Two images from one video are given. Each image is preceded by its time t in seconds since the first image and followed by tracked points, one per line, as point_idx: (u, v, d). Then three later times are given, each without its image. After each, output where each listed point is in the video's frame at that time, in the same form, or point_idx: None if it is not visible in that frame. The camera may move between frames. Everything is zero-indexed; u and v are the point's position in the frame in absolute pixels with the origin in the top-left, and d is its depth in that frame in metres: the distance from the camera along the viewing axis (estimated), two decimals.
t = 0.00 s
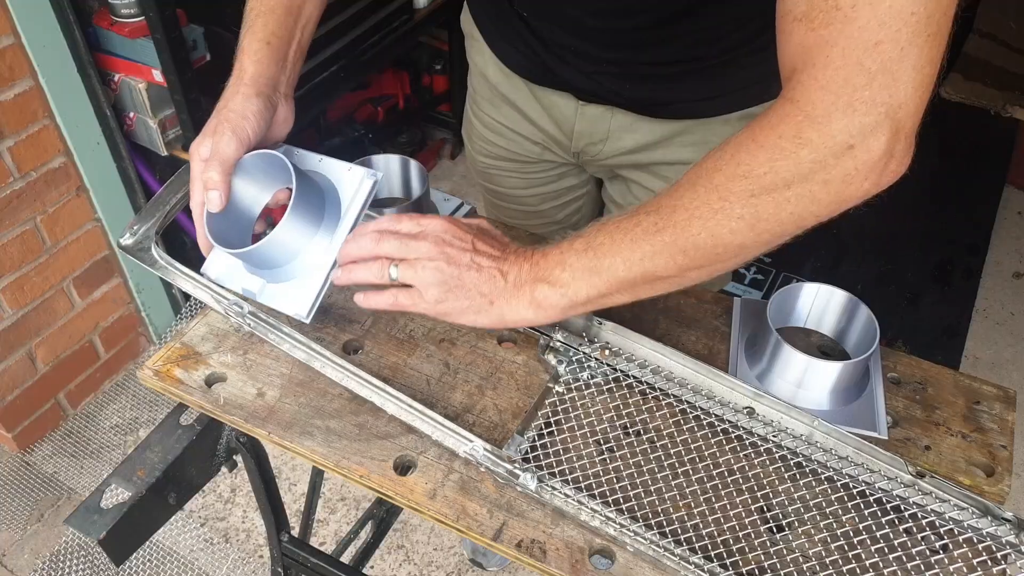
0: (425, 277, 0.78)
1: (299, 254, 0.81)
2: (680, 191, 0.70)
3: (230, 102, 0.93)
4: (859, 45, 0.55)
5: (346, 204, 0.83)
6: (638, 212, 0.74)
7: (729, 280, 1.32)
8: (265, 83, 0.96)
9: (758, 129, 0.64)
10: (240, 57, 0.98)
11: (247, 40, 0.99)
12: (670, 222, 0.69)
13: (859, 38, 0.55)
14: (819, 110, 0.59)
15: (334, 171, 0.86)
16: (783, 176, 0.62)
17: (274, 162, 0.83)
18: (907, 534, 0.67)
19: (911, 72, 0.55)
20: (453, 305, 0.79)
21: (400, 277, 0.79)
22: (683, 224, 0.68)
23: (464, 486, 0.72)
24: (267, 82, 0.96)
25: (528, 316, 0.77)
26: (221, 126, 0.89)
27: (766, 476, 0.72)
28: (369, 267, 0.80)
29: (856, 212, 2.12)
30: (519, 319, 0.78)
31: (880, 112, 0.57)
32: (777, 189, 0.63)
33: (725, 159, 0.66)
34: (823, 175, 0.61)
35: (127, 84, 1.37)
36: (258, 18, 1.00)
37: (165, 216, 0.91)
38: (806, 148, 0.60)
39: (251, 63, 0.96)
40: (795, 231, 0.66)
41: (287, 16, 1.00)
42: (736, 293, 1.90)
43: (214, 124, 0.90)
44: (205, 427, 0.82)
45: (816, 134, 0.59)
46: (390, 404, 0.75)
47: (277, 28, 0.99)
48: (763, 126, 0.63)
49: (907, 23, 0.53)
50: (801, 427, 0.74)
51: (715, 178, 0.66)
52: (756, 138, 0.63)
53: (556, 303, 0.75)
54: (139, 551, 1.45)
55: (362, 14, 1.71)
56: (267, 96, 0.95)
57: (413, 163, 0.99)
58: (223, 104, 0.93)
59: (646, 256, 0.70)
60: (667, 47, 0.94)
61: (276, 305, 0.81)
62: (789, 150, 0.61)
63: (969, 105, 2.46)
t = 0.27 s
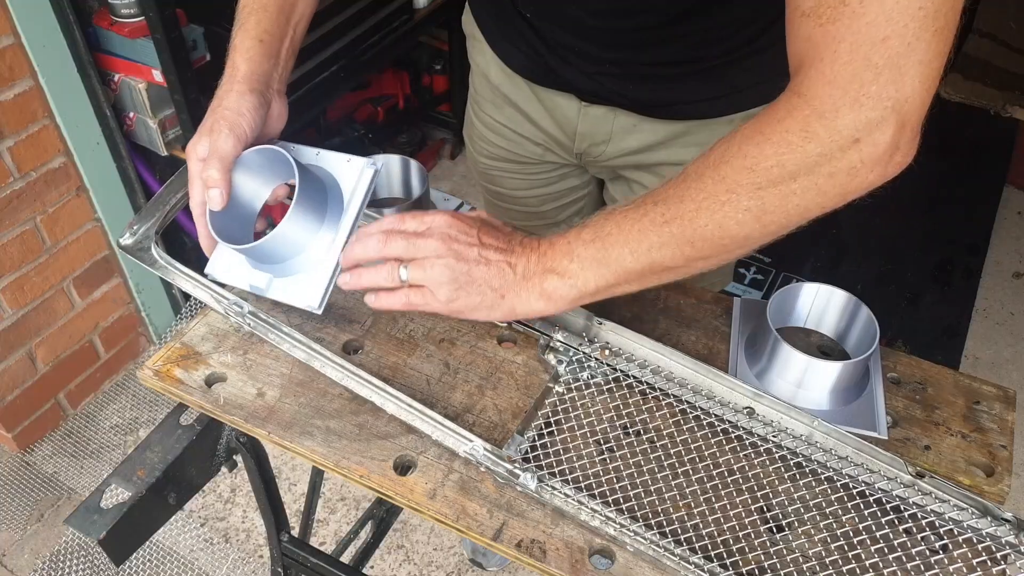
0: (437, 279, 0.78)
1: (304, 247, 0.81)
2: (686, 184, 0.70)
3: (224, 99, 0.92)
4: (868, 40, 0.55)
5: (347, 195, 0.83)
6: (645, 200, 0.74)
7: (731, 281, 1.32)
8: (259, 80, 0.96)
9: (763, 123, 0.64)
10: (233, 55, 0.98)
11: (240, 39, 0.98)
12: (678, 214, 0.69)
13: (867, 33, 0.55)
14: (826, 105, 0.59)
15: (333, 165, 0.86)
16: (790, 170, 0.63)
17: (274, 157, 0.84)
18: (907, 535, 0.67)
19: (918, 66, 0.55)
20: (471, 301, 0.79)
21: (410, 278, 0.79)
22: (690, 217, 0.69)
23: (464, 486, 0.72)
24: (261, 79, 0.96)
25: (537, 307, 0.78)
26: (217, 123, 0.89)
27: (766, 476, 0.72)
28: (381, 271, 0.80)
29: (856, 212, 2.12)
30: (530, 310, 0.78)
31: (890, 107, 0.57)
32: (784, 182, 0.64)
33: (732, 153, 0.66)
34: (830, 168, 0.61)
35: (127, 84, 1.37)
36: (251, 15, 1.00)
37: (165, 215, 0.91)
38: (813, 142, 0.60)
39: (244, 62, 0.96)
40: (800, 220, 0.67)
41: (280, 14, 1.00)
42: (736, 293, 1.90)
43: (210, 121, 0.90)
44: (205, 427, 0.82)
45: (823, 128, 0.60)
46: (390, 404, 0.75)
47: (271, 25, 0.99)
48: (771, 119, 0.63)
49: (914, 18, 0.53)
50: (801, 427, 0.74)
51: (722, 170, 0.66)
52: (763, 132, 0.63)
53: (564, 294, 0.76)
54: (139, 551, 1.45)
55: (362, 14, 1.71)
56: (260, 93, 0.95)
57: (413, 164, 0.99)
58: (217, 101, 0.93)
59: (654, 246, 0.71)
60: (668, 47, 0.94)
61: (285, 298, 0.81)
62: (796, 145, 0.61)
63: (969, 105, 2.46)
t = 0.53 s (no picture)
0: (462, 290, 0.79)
1: (291, 248, 0.80)
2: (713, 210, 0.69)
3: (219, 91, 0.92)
4: (897, 45, 0.55)
5: (340, 198, 0.83)
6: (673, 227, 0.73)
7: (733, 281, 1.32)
8: (256, 71, 0.96)
9: (793, 140, 0.64)
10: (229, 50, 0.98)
11: (236, 33, 0.99)
12: (705, 236, 0.68)
13: (894, 35, 0.55)
14: (858, 114, 0.58)
15: (325, 166, 0.86)
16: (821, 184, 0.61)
17: (267, 151, 0.84)
18: (907, 535, 0.67)
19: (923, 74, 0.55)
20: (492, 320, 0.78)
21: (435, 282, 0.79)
22: (717, 239, 0.67)
23: (464, 486, 0.72)
24: (258, 71, 0.96)
25: (558, 335, 0.76)
26: (212, 115, 0.90)
27: (766, 476, 0.72)
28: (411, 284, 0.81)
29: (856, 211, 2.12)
30: (549, 338, 0.77)
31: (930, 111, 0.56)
32: (823, 197, 0.61)
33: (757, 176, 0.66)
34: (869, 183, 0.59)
35: (127, 84, 1.37)
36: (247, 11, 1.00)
37: (165, 215, 0.91)
38: (846, 153, 0.59)
39: (241, 54, 0.96)
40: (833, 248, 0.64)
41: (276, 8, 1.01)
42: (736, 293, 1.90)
43: (204, 114, 0.90)
44: (205, 427, 0.82)
45: (855, 138, 0.59)
46: (390, 404, 0.75)
47: (268, 19, 1.00)
48: (801, 135, 0.63)
49: (946, 17, 0.53)
50: (801, 427, 0.74)
51: (752, 189, 0.66)
52: (793, 148, 0.63)
53: (586, 322, 0.75)
54: (139, 551, 1.45)
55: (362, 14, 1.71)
56: (258, 87, 0.95)
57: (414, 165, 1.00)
58: (210, 94, 0.93)
59: (681, 269, 0.69)
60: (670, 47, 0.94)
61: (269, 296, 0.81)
62: (827, 157, 0.60)
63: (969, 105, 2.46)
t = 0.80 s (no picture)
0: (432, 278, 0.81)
1: (307, 251, 0.82)
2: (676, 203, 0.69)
3: (233, 98, 0.93)
4: (857, 55, 0.53)
5: (354, 202, 0.85)
6: (641, 222, 0.74)
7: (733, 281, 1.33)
8: (267, 83, 0.96)
9: (754, 140, 0.63)
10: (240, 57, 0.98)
11: (247, 41, 0.98)
12: (665, 234, 0.69)
13: (857, 44, 0.52)
14: (816, 122, 0.57)
15: (339, 170, 0.88)
16: (777, 190, 0.61)
17: (279, 158, 0.85)
18: (907, 535, 0.67)
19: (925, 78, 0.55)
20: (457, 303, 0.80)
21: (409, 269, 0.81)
22: (676, 236, 0.68)
23: (464, 486, 0.72)
24: (269, 81, 0.96)
25: (524, 323, 0.77)
26: (225, 123, 0.90)
27: (766, 476, 0.72)
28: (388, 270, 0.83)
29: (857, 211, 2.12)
30: (516, 325, 0.78)
31: (886, 121, 0.54)
32: (775, 202, 0.62)
33: (717, 172, 0.66)
34: (820, 190, 0.59)
35: (127, 84, 1.37)
36: (258, 18, 1.00)
37: (165, 215, 0.91)
38: (801, 160, 0.59)
39: (251, 64, 0.96)
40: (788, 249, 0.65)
41: (287, 16, 1.00)
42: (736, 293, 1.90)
43: (217, 122, 0.91)
44: (205, 427, 0.82)
45: (811, 146, 0.58)
46: (390, 404, 0.75)
47: (279, 27, 0.99)
48: (762, 137, 0.62)
49: (908, 28, 0.51)
50: (801, 427, 0.74)
51: (711, 188, 0.66)
52: (752, 150, 0.63)
53: (551, 311, 0.75)
54: (139, 551, 1.45)
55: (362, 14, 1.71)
56: (269, 94, 0.95)
57: (413, 163, 0.99)
58: (224, 101, 0.93)
59: (641, 265, 0.70)
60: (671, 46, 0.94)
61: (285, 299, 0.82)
62: (781, 163, 0.60)
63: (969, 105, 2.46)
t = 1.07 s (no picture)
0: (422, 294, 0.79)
1: (296, 259, 0.81)
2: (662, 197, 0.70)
3: (242, 95, 0.93)
4: (840, 50, 0.54)
5: (353, 211, 0.84)
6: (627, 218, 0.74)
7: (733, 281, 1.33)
8: (280, 83, 0.96)
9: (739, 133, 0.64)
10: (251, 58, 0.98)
11: (260, 41, 0.99)
12: (656, 231, 0.69)
13: (840, 40, 0.53)
14: (800, 116, 0.58)
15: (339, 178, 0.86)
16: (764, 184, 0.62)
17: (286, 159, 0.85)
18: (907, 535, 0.67)
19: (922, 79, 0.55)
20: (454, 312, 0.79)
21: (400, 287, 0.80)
22: (668, 233, 0.68)
23: (464, 486, 0.72)
24: (281, 81, 0.96)
25: (524, 325, 0.77)
26: (232, 118, 0.90)
27: (766, 476, 0.72)
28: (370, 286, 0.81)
29: (857, 211, 2.13)
30: (516, 327, 0.78)
31: (868, 111, 0.56)
32: (763, 194, 0.63)
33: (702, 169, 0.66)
34: (807, 181, 0.60)
35: (127, 84, 1.37)
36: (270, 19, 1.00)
37: (165, 215, 0.91)
38: (787, 153, 0.60)
39: (264, 64, 0.96)
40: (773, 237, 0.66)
41: (300, 19, 1.01)
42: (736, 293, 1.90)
43: (224, 117, 0.90)
44: (205, 427, 0.82)
45: (796, 139, 0.59)
46: (390, 404, 0.75)
47: (292, 29, 0.99)
48: (748, 132, 0.63)
49: (890, 24, 0.52)
50: (801, 427, 0.74)
51: (699, 185, 0.66)
52: (738, 146, 0.63)
53: (551, 311, 0.75)
54: (139, 550, 1.45)
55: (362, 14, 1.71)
56: (281, 97, 0.95)
57: (413, 163, 0.99)
58: (233, 98, 0.93)
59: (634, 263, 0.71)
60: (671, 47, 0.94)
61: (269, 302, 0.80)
62: (768, 157, 0.61)
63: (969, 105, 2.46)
